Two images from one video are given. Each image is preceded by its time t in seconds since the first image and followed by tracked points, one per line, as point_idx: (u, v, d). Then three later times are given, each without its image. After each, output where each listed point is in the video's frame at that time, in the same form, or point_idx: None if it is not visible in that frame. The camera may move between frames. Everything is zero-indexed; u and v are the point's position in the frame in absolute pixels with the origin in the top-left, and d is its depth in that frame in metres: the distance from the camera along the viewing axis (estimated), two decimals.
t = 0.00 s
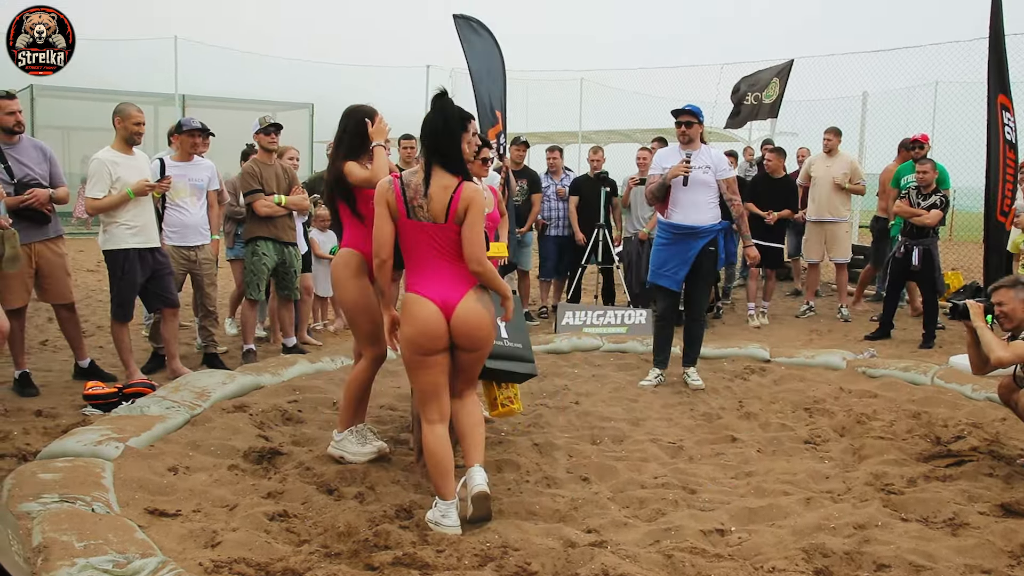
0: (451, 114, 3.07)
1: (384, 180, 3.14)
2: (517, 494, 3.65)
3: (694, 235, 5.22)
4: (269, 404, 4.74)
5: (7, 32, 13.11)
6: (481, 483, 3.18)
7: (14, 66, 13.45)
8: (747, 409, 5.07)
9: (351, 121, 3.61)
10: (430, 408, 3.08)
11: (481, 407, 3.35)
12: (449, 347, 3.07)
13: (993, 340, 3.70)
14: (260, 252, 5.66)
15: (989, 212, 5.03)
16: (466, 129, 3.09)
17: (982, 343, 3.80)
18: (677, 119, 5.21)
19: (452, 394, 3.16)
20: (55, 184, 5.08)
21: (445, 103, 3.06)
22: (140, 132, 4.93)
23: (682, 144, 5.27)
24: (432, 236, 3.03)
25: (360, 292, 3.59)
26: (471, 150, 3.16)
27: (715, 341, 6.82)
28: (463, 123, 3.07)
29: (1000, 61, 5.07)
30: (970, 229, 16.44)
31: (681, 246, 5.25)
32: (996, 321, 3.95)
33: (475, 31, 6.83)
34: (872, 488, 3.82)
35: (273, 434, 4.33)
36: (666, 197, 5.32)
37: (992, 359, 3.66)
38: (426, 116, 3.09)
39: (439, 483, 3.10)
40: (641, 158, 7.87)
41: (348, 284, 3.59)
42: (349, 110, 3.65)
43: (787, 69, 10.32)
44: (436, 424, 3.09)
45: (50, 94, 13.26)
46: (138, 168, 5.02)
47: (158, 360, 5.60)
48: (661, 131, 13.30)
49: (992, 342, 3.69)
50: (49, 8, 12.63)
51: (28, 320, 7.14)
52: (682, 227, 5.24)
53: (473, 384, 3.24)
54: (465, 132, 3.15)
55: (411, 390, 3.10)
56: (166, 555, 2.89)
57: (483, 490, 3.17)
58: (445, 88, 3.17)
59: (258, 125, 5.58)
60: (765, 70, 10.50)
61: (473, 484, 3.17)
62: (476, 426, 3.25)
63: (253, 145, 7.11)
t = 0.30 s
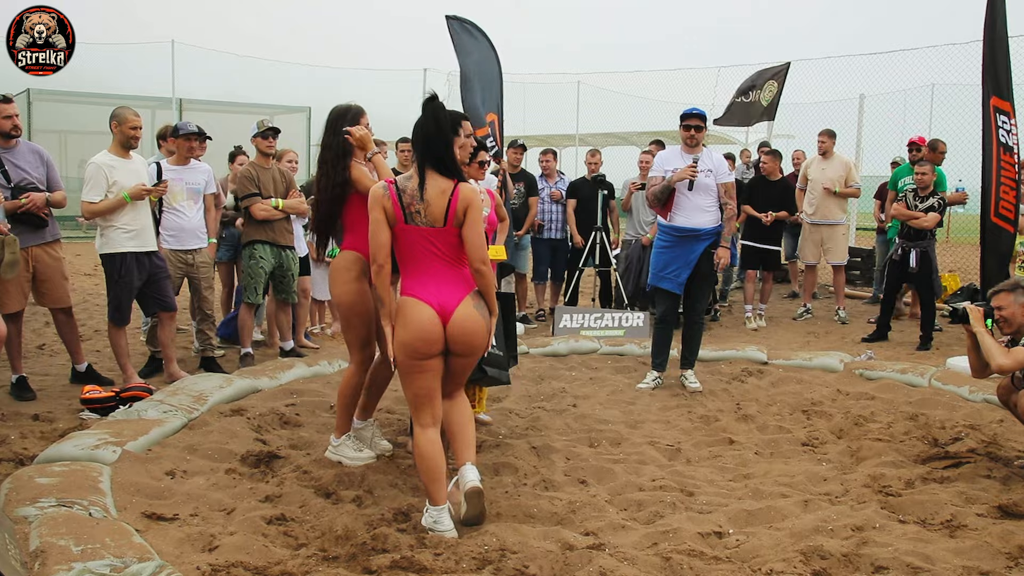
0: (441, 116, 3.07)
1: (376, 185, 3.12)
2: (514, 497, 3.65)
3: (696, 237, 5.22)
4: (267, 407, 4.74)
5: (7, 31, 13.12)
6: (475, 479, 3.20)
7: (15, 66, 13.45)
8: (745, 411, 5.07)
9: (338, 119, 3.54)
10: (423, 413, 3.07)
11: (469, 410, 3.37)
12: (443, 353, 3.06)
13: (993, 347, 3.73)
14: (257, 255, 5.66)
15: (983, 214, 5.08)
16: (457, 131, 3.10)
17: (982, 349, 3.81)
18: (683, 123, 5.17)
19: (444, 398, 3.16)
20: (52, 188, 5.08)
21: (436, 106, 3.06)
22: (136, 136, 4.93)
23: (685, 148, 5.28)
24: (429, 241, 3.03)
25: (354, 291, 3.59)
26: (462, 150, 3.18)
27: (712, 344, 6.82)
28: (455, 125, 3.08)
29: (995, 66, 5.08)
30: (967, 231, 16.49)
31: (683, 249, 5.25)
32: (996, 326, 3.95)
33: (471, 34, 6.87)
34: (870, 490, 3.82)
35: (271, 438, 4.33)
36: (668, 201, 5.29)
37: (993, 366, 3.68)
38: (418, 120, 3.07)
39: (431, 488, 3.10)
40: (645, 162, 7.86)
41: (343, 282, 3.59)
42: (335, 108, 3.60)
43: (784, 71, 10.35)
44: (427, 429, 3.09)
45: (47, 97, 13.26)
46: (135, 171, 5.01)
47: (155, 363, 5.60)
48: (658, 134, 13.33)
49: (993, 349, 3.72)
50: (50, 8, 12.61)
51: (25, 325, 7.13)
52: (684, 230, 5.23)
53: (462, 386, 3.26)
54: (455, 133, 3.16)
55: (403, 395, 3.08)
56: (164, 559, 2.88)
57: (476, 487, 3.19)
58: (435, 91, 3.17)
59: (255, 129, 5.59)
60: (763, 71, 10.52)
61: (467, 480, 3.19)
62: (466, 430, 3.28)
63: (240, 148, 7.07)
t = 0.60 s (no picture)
0: (423, 118, 3.09)
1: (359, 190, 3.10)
2: (504, 497, 3.65)
3: (686, 237, 5.24)
4: (256, 409, 4.72)
5: (8, 31, 13.07)
6: (465, 475, 3.17)
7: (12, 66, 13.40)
8: (734, 410, 5.09)
9: (340, 121, 3.58)
10: (416, 415, 3.07)
11: (461, 411, 3.38)
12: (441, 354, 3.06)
13: (985, 349, 3.70)
14: (246, 257, 5.65)
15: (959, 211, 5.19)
16: (438, 133, 3.13)
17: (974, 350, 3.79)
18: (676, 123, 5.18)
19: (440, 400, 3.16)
20: (39, 190, 5.05)
21: (416, 108, 3.08)
22: (123, 137, 4.92)
23: (678, 147, 5.28)
24: (421, 241, 3.03)
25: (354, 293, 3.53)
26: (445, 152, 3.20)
27: (701, 343, 6.84)
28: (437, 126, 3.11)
29: (984, 68, 5.14)
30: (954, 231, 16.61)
31: (674, 249, 5.27)
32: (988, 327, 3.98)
33: (456, 34, 6.89)
34: (859, 489, 3.84)
35: (260, 439, 4.32)
36: (660, 200, 5.26)
37: (986, 371, 3.67)
38: (398, 124, 3.09)
39: (421, 489, 3.09)
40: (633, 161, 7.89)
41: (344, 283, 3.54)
42: (338, 108, 3.62)
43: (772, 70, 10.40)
44: (423, 431, 3.08)
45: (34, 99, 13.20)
46: (122, 173, 5.00)
47: (144, 366, 5.57)
48: (646, 134, 13.36)
49: (986, 352, 3.69)
50: (50, 8, 12.66)
51: (12, 327, 7.09)
52: (675, 229, 5.24)
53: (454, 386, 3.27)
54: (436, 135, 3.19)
55: (399, 398, 3.06)
56: (153, 562, 2.87)
57: (468, 481, 3.17)
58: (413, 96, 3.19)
59: (243, 130, 5.58)
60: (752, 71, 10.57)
61: (457, 476, 3.16)
62: (459, 430, 3.28)
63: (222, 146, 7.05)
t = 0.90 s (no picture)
0: (401, 118, 3.10)
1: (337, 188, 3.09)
2: (483, 498, 3.66)
3: (665, 238, 5.28)
4: (233, 412, 4.70)
5: (8, 31, 13.22)
6: (440, 485, 3.26)
7: (14, 65, 13.23)
8: (711, 410, 5.12)
9: (338, 124, 3.59)
10: (397, 416, 3.07)
11: (441, 409, 3.39)
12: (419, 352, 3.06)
13: (962, 352, 3.72)
14: (222, 259, 5.62)
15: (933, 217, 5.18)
16: (418, 133, 3.14)
17: (952, 351, 3.81)
18: (653, 124, 5.22)
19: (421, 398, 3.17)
20: (11, 193, 5.01)
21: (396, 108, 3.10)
22: (95, 139, 4.88)
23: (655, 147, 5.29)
24: (399, 239, 3.03)
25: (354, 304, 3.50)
26: (425, 153, 3.21)
27: (679, 345, 6.88)
28: (416, 127, 3.12)
29: (947, 72, 5.12)
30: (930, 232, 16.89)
31: (652, 250, 5.30)
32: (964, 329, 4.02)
33: (436, 35, 6.87)
34: (835, 487, 3.88)
35: (237, 443, 4.30)
36: (638, 200, 5.24)
37: (962, 371, 3.68)
38: (378, 122, 3.10)
39: (400, 490, 3.09)
40: (611, 162, 7.93)
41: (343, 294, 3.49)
42: (331, 113, 3.63)
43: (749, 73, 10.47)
44: (403, 430, 3.09)
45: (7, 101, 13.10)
46: (95, 175, 4.96)
47: (120, 370, 5.53)
48: (624, 136, 13.43)
49: (963, 353, 3.70)
50: (50, 7, 12.69)
51: None
52: (653, 230, 5.27)
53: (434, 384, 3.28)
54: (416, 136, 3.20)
55: (378, 397, 3.07)
56: (129, 567, 2.85)
57: (443, 492, 3.25)
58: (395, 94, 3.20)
59: (218, 132, 5.55)
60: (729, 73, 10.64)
61: (432, 487, 3.24)
62: (438, 427, 3.30)
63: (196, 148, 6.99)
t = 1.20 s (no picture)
0: (411, 99, 3.08)
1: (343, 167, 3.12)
2: (482, 484, 3.67)
3: (667, 225, 5.27)
4: (233, 397, 4.71)
5: (7, 32, 12.89)
6: (441, 473, 3.24)
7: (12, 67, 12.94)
8: (711, 397, 5.13)
9: (352, 109, 3.54)
10: (396, 394, 3.07)
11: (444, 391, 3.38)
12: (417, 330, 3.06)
13: (966, 343, 3.72)
14: (222, 245, 5.62)
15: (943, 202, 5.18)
16: (423, 114, 3.10)
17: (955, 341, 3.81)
18: (655, 110, 5.19)
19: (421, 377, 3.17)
20: (10, 177, 4.99)
21: (408, 89, 3.08)
22: (94, 124, 4.87)
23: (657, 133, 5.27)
24: (397, 220, 3.03)
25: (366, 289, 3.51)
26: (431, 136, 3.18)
27: (680, 332, 6.88)
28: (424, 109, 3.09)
29: (957, 58, 5.12)
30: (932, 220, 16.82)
31: (654, 237, 5.29)
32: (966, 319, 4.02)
33: (438, 18, 6.82)
34: (834, 475, 3.89)
35: (237, 428, 4.31)
36: (640, 186, 5.22)
37: (966, 363, 3.68)
38: (385, 103, 3.08)
39: (400, 469, 3.11)
40: (612, 149, 7.91)
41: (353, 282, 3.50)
42: (342, 96, 3.61)
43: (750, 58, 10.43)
44: (403, 409, 3.09)
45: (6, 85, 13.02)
46: (94, 160, 4.94)
47: (120, 355, 5.54)
48: (625, 122, 13.38)
49: (967, 345, 3.71)
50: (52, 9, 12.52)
51: None
52: (655, 217, 5.26)
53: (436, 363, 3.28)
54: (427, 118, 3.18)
55: (378, 375, 3.08)
56: (131, 551, 2.87)
57: (443, 479, 3.24)
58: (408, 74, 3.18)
59: (218, 117, 5.53)
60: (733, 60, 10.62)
61: (433, 475, 3.24)
62: (440, 408, 3.30)
63: (204, 136, 7.08)
